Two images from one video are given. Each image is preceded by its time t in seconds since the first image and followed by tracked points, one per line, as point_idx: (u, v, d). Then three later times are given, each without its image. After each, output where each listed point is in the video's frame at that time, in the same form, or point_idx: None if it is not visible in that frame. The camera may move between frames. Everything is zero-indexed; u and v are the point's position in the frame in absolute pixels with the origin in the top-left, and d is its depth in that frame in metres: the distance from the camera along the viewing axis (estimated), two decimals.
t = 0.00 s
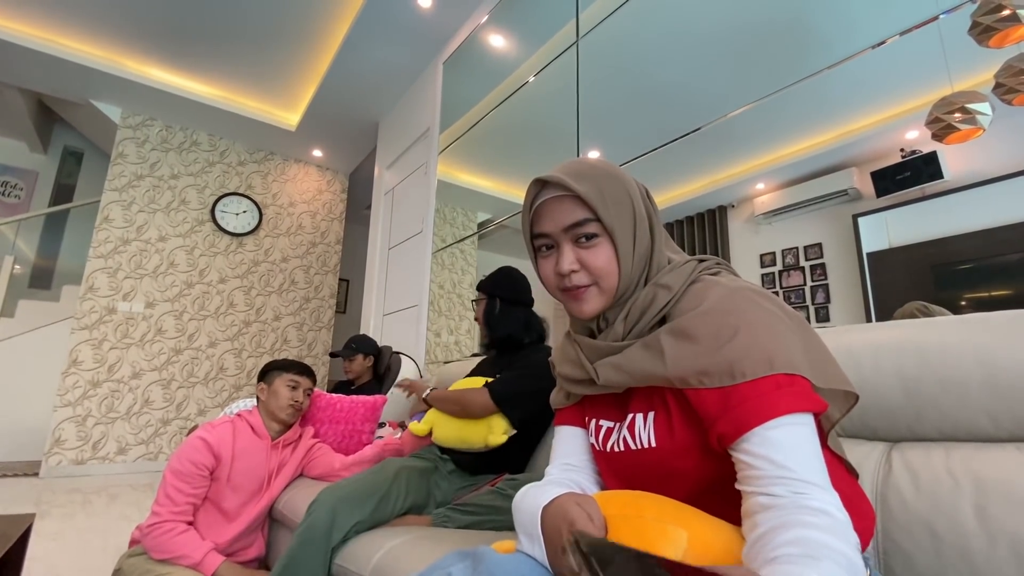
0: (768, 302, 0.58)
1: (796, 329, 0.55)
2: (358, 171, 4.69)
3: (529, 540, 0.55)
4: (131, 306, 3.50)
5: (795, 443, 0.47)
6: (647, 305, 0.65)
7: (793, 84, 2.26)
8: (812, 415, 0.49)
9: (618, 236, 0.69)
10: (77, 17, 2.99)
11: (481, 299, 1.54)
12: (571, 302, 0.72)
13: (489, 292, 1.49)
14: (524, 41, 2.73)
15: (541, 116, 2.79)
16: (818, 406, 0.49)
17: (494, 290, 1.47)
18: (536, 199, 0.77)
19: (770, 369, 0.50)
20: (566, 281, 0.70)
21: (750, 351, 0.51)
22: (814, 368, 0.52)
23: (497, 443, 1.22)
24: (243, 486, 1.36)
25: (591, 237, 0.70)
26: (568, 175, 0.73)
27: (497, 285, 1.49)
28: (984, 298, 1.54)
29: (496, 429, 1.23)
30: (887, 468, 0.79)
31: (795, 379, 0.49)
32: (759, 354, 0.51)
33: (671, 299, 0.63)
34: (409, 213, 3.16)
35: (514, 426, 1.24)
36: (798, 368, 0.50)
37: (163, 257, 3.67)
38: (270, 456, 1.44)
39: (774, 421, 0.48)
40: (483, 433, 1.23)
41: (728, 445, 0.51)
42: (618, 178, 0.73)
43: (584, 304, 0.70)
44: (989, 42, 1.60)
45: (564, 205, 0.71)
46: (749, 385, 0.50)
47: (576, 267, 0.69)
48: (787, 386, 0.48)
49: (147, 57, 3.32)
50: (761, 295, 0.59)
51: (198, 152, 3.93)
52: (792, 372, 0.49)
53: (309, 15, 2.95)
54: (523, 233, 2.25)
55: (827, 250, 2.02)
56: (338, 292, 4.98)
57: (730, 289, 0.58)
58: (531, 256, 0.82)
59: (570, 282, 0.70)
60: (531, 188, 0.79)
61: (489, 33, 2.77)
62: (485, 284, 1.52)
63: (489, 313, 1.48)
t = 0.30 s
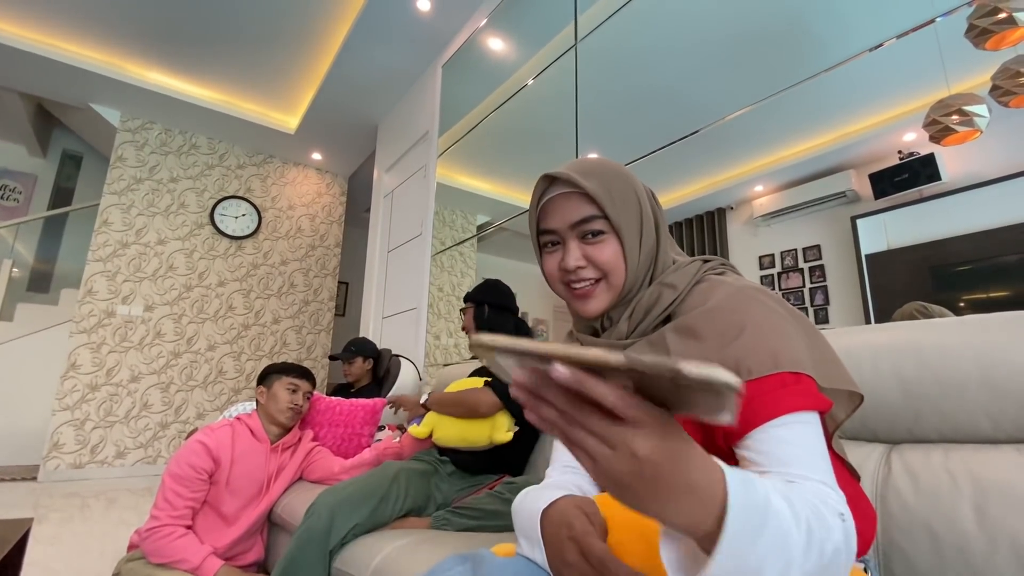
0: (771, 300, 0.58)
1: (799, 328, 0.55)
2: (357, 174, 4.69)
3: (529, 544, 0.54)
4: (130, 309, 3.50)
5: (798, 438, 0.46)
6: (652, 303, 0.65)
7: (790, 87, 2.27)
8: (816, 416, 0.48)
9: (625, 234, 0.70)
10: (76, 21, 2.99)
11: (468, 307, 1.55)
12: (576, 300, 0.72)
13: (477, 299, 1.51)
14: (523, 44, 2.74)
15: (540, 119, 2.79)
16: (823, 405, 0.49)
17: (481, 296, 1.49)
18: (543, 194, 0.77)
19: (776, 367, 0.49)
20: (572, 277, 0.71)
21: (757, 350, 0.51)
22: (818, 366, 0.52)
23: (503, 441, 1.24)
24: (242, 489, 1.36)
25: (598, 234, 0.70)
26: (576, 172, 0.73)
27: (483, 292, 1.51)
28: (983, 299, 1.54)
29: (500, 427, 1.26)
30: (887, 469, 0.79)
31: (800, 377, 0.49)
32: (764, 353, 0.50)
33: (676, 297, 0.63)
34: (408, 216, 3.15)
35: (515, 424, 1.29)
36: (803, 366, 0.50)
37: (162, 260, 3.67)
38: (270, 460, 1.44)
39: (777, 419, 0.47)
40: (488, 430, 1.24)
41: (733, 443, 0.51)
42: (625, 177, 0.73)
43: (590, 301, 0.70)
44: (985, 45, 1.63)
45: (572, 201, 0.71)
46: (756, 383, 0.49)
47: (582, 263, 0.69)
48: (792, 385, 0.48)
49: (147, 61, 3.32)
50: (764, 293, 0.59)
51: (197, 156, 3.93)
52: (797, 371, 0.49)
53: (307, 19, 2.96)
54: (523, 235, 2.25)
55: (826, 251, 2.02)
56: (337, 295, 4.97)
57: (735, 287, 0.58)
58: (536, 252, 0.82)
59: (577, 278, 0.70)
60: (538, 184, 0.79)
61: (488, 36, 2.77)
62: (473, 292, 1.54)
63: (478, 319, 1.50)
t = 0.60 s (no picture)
0: (776, 293, 0.58)
1: (798, 319, 0.55)
2: (356, 178, 4.69)
3: (527, 544, 0.54)
4: (129, 314, 3.50)
5: (762, 399, 0.48)
6: (667, 297, 0.65)
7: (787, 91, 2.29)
8: (802, 397, 0.48)
9: (646, 226, 0.70)
10: (76, 26, 3.00)
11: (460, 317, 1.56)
12: (590, 288, 0.71)
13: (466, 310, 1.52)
14: (521, 48, 2.76)
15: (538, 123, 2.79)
16: (810, 392, 0.49)
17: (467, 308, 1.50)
18: (567, 182, 0.77)
19: (765, 349, 0.50)
20: (590, 264, 0.70)
21: (748, 329, 0.52)
22: (812, 354, 0.52)
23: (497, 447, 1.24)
24: (241, 495, 1.35)
25: (619, 224, 0.70)
26: (605, 161, 0.73)
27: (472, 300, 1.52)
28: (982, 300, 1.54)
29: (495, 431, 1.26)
30: (888, 471, 0.79)
31: (788, 362, 0.49)
32: (756, 336, 0.51)
33: (690, 292, 0.62)
34: (408, 219, 3.15)
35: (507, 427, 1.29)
36: (795, 354, 0.50)
37: (161, 264, 3.67)
38: (269, 465, 1.43)
39: (753, 390, 0.48)
40: (483, 435, 1.24)
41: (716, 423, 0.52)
42: (652, 175, 0.74)
43: (606, 290, 0.70)
44: (981, 47, 1.65)
45: (597, 190, 0.71)
46: (736, 360, 0.50)
47: (602, 251, 0.69)
48: (777, 367, 0.49)
49: (146, 66, 3.33)
50: (769, 286, 0.59)
51: (196, 160, 3.93)
52: (787, 355, 0.49)
53: (306, 23, 2.96)
54: (523, 238, 2.25)
55: (825, 254, 2.02)
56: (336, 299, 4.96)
57: (742, 277, 0.58)
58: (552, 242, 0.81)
59: (595, 265, 0.70)
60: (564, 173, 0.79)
61: (486, 40, 2.78)
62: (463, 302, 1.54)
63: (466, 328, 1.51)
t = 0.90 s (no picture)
0: (747, 285, 0.59)
1: (758, 307, 0.57)
2: (355, 182, 4.69)
3: (524, 545, 0.53)
4: (129, 319, 3.51)
5: (695, 370, 0.50)
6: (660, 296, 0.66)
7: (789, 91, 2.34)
8: (742, 376, 0.51)
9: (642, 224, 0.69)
10: (75, 32, 3.01)
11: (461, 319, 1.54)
12: (585, 280, 0.73)
13: (467, 313, 1.50)
14: (519, 54, 2.69)
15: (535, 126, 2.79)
16: (749, 375, 0.51)
17: (470, 310, 1.48)
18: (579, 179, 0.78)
19: (709, 332, 0.53)
20: (586, 255, 0.71)
21: (700, 315, 0.55)
22: (766, 343, 0.54)
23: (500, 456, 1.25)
24: (241, 500, 1.35)
25: (616, 219, 0.70)
26: (612, 159, 0.74)
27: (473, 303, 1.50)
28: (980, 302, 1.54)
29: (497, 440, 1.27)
30: (885, 474, 0.79)
31: (728, 346, 0.52)
32: (704, 319, 0.54)
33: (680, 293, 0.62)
34: (407, 223, 3.15)
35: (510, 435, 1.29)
36: (737, 340, 0.52)
37: (161, 269, 3.67)
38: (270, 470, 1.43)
39: (691, 363, 0.51)
40: (485, 443, 1.25)
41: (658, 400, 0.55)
42: (660, 176, 0.73)
43: (599, 282, 0.71)
44: (980, 48, 1.64)
45: (600, 186, 0.72)
46: (687, 338, 0.53)
47: (596, 244, 0.70)
48: (717, 347, 0.52)
49: (145, 72, 3.35)
50: (742, 278, 0.60)
51: (196, 165, 3.94)
52: (728, 341, 0.52)
53: (305, 28, 2.97)
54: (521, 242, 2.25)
55: (824, 256, 2.08)
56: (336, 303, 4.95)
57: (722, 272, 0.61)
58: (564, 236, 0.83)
59: (590, 257, 0.71)
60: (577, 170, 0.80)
61: (484, 45, 2.75)
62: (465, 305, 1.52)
63: (466, 332, 1.49)
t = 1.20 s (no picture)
0: (735, 299, 0.59)
1: (747, 325, 0.57)
2: (355, 186, 4.70)
3: (531, 542, 0.54)
4: (130, 323, 3.51)
5: (670, 395, 0.53)
6: (650, 304, 0.66)
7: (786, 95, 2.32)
8: (722, 398, 0.52)
9: (630, 225, 0.71)
10: (77, 38, 3.02)
11: (466, 319, 1.55)
12: (576, 280, 0.75)
13: (473, 313, 1.51)
14: (519, 56, 2.71)
15: (535, 128, 2.80)
16: (734, 393, 0.53)
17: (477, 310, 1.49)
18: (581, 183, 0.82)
19: (693, 354, 0.54)
20: (576, 254, 0.75)
21: (684, 332, 0.56)
22: (752, 360, 0.55)
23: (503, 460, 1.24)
24: (244, 504, 1.36)
25: (607, 220, 0.73)
26: (609, 164, 0.77)
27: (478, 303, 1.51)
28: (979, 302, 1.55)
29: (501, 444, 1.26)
30: (883, 474, 0.80)
31: (711, 368, 0.53)
32: (690, 339, 0.55)
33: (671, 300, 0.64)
34: (408, 226, 3.16)
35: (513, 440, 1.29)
36: (720, 359, 0.54)
37: (162, 273, 3.68)
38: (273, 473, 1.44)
39: (666, 389, 0.53)
40: (489, 447, 1.25)
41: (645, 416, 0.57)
42: (656, 180, 0.74)
43: (587, 279, 0.73)
44: (975, 50, 1.66)
45: (594, 188, 0.76)
46: (670, 358, 0.55)
47: (586, 243, 0.73)
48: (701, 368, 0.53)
49: (146, 77, 3.36)
50: (731, 291, 0.60)
51: (196, 169, 3.95)
52: (711, 362, 0.54)
53: (306, 33, 2.99)
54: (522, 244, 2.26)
55: (824, 258, 2.07)
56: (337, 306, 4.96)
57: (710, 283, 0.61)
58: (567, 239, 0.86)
59: (579, 255, 0.74)
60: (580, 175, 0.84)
61: (484, 48, 2.78)
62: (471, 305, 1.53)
63: (471, 332, 1.50)
